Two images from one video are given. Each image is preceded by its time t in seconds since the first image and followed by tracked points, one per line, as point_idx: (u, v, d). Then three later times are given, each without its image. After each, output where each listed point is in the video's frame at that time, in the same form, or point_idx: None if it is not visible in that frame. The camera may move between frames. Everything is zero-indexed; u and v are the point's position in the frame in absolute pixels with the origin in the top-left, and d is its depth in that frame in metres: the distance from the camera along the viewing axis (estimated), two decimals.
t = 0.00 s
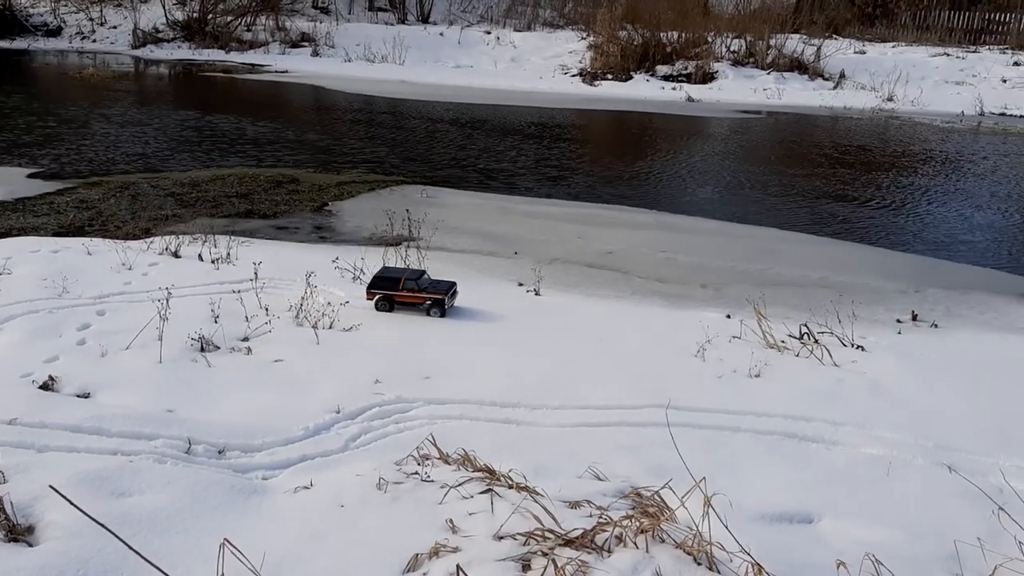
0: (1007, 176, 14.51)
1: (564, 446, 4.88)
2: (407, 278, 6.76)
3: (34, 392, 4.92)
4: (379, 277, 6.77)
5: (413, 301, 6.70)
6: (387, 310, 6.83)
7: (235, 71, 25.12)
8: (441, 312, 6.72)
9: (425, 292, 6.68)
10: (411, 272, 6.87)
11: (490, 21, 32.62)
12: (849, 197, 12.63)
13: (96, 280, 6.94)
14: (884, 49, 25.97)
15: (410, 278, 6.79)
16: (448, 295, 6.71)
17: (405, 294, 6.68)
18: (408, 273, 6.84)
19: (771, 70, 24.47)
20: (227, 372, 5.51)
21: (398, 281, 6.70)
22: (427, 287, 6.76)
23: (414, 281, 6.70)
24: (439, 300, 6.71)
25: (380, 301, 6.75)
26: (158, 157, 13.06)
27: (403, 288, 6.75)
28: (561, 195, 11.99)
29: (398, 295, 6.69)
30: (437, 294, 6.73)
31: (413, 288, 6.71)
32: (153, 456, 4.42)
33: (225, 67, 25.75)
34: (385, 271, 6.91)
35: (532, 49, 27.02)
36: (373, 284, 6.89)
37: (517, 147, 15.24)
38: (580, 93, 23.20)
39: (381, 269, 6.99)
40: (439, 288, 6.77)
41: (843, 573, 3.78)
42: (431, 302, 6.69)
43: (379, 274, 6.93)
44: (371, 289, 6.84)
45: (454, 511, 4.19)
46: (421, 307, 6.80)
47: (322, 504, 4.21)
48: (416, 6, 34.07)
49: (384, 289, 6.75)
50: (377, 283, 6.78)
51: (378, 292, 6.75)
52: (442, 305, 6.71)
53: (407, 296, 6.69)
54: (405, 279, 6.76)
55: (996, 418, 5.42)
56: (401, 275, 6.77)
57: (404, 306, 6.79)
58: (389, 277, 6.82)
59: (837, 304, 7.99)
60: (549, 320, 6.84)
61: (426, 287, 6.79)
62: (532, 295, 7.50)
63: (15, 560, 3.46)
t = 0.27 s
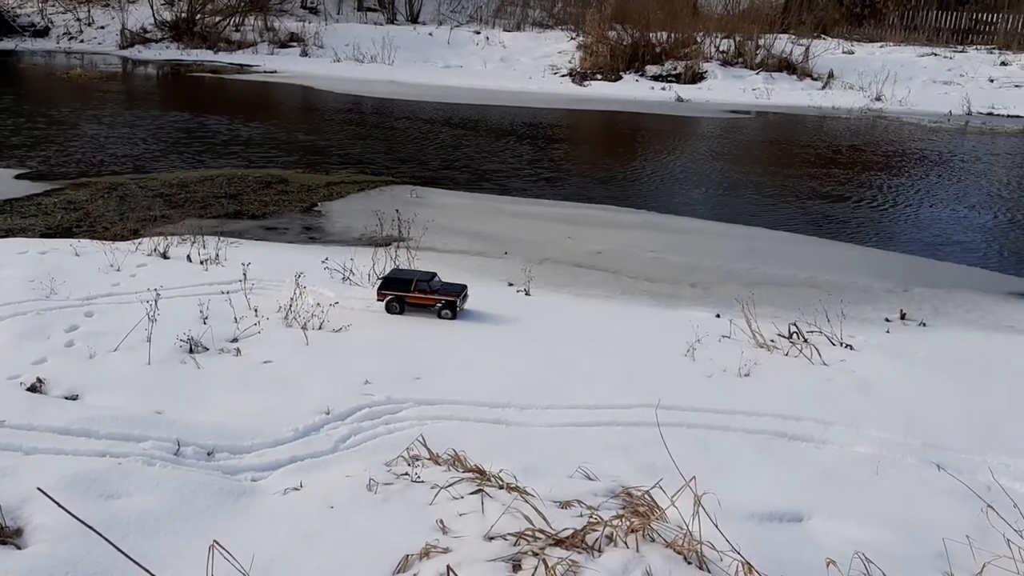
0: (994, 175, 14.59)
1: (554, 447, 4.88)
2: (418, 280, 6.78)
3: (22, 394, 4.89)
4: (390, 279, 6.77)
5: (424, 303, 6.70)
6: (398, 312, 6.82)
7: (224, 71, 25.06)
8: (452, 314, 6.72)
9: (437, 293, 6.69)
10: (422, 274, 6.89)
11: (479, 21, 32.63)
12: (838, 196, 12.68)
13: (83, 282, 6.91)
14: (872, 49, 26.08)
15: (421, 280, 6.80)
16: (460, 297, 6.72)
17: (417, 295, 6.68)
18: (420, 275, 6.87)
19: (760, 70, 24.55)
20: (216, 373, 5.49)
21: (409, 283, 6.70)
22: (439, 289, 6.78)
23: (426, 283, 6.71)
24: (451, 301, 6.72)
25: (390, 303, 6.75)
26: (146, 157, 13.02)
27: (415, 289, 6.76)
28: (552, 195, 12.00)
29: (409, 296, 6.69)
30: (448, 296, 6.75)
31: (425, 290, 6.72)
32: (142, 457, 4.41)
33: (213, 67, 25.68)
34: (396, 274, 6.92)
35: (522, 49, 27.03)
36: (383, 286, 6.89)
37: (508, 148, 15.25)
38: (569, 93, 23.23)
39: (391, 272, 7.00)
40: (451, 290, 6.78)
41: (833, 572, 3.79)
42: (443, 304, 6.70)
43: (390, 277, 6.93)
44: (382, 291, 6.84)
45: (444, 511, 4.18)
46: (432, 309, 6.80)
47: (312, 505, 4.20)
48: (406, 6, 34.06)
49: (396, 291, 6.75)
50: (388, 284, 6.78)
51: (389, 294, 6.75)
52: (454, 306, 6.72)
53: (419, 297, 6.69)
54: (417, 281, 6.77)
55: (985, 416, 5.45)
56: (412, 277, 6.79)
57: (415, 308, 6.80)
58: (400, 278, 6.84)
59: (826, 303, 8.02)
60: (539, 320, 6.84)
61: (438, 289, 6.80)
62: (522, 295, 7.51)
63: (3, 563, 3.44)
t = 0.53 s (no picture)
0: (980, 174, 14.69)
1: (543, 446, 4.89)
2: (427, 282, 6.80)
3: (7, 395, 4.87)
4: (399, 282, 6.79)
5: (434, 304, 6.72)
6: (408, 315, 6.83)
7: (210, 70, 24.96)
8: (463, 315, 6.74)
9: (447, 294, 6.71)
10: (429, 277, 6.92)
11: (467, 21, 32.62)
12: (825, 195, 12.74)
13: (69, 282, 6.88)
14: (858, 48, 26.20)
15: (430, 282, 6.83)
16: (470, 298, 6.75)
17: (426, 297, 6.70)
18: (429, 277, 6.90)
19: (747, 69, 24.62)
20: (203, 373, 5.47)
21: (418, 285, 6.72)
22: (448, 291, 6.81)
23: (435, 284, 6.73)
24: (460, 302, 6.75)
25: (400, 306, 6.75)
26: (133, 157, 12.97)
27: (424, 292, 6.77)
28: (541, 195, 12.02)
29: (419, 298, 6.70)
30: (458, 297, 6.78)
31: (435, 291, 6.74)
32: (129, 458, 4.39)
33: (200, 66, 25.58)
34: (403, 278, 6.94)
35: (510, 48, 27.04)
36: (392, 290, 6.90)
37: (496, 147, 15.26)
38: (557, 92, 23.25)
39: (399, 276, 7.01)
40: (460, 291, 6.82)
41: (820, 569, 3.81)
42: (453, 305, 6.72)
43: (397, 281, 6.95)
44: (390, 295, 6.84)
45: (433, 510, 4.18)
46: (441, 311, 6.82)
47: (301, 505, 4.19)
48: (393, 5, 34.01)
49: (405, 294, 6.76)
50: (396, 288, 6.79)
51: (398, 297, 6.75)
52: (465, 307, 6.74)
53: (429, 299, 6.71)
54: (425, 283, 6.79)
55: (972, 413, 5.48)
56: (421, 279, 6.80)
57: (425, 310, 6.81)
58: (409, 280, 6.86)
59: (813, 302, 8.07)
60: (527, 320, 6.85)
61: (447, 290, 6.83)
62: (510, 295, 7.52)
63: None
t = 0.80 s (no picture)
0: (966, 173, 14.79)
1: (531, 443, 4.90)
2: (437, 282, 6.81)
3: None
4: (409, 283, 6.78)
5: (444, 304, 6.72)
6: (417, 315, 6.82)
7: (195, 69, 24.86)
8: (473, 315, 6.73)
9: (457, 294, 6.72)
10: (439, 277, 6.92)
11: (454, 19, 32.61)
12: (812, 194, 12.80)
13: (54, 281, 6.84)
14: (843, 48, 26.33)
15: (440, 282, 6.83)
16: (480, 298, 6.75)
17: (437, 297, 6.69)
18: (439, 277, 6.91)
19: (733, 69, 24.69)
20: (190, 372, 5.46)
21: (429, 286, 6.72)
22: (458, 290, 6.81)
23: (445, 284, 6.73)
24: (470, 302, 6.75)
25: (410, 306, 6.75)
26: (119, 156, 12.91)
27: (434, 291, 6.77)
28: (529, 194, 12.03)
29: (429, 298, 6.70)
30: (468, 297, 6.78)
31: (445, 291, 6.74)
32: (115, 457, 4.37)
33: (185, 65, 25.46)
34: (414, 278, 6.94)
35: (497, 47, 27.04)
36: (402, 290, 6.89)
37: (485, 146, 15.27)
38: (545, 91, 23.27)
39: (409, 276, 7.01)
40: (470, 291, 6.82)
41: (807, 564, 3.83)
42: (463, 304, 6.72)
43: (407, 281, 6.95)
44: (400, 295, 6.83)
45: (421, 508, 4.18)
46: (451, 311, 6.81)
47: (288, 504, 4.18)
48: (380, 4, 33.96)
49: (414, 294, 6.76)
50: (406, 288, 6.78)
51: (408, 297, 6.75)
52: (475, 307, 6.74)
53: (439, 299, 6.71)
54: (436, 284, 6.80)
55: (957, 410, 5.52)
56: (431, 279, 6.81)
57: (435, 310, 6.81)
58: (419, 281, 6.87)
59: (799, 299, 8.11)
60: (515, 319, 6.85)
61: (457, 290, 6.84)
62: (498, 294, 7.52)
63: None
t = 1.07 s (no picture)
0: (952, 172, 14.88)
1: (519, 442, 4.91)
2: (448, 283, 6.80)
3: None
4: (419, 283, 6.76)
5: (454, 304, 6.71)
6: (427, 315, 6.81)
7: (182, 67, 24.77)
8: (483, 315, 6.74)
9: (468, 295, 6.72)
10: (449, 278, 6.92)
11: (441, 18, 32.59)
12: (800, 193, 12.85)
13: (39, 280, 6.81)
14: (829, 47, 26.44)
15: (450, 283, 6.84)
16: (490, 298, 6.76)
17: (447, 297, 6.68)
18: (450, 278, 6.92)
19: (721, 68, 24.75)
20: (177, 372, 5.45)
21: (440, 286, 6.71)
22: (469, 291, 6.82)
23: (457, 285, 6.73)
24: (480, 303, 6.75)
25: (420, 307, 6.74)
26: (106, 155, 12.85)
27: (445, 292, 6.77)
28: (518, 193, 12.04)
29: (440, 298, 6.69)
30: (479, 297, 6.78)
31: (456, 292, 6.74)
32: (102, 457, 4.36)
33: (171, 63, 25.35)
34: (424, 279, 6.93)
35: (484, 45, 27.03)
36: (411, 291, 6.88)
37: (473, 145, 15.27)
38: (533, 90, 23.28)
39: (420, 276, 7.00)
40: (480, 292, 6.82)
41: (793, 560, 3.85)
42: (474, 305, 6.73)
43: (417, 282, 6.94)
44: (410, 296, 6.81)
45: (409, 507, 4.18)
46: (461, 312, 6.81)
47: (275, 503, 4.18)
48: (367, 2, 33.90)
49: (425, 294, 6.75)
50: (416, 288, 6.76)
51: (419, 298, 6.73)
52: (485, 308, 6.75)
53: (449, 299, 6.70)
54: (447, 284, 6.79)
55: (943, 407, 5.56)
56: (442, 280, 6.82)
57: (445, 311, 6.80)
58: (430, 282, 6.87)
59: (786, 297, 8.15)
60: (503, 318, 6.86)
61: (467, 291, 6.84)
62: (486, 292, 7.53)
63: None
